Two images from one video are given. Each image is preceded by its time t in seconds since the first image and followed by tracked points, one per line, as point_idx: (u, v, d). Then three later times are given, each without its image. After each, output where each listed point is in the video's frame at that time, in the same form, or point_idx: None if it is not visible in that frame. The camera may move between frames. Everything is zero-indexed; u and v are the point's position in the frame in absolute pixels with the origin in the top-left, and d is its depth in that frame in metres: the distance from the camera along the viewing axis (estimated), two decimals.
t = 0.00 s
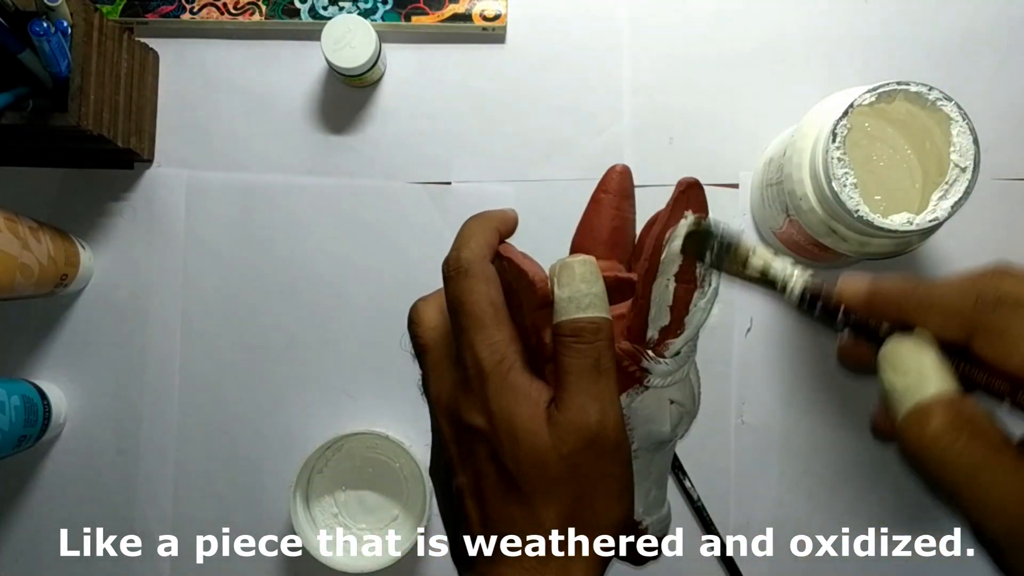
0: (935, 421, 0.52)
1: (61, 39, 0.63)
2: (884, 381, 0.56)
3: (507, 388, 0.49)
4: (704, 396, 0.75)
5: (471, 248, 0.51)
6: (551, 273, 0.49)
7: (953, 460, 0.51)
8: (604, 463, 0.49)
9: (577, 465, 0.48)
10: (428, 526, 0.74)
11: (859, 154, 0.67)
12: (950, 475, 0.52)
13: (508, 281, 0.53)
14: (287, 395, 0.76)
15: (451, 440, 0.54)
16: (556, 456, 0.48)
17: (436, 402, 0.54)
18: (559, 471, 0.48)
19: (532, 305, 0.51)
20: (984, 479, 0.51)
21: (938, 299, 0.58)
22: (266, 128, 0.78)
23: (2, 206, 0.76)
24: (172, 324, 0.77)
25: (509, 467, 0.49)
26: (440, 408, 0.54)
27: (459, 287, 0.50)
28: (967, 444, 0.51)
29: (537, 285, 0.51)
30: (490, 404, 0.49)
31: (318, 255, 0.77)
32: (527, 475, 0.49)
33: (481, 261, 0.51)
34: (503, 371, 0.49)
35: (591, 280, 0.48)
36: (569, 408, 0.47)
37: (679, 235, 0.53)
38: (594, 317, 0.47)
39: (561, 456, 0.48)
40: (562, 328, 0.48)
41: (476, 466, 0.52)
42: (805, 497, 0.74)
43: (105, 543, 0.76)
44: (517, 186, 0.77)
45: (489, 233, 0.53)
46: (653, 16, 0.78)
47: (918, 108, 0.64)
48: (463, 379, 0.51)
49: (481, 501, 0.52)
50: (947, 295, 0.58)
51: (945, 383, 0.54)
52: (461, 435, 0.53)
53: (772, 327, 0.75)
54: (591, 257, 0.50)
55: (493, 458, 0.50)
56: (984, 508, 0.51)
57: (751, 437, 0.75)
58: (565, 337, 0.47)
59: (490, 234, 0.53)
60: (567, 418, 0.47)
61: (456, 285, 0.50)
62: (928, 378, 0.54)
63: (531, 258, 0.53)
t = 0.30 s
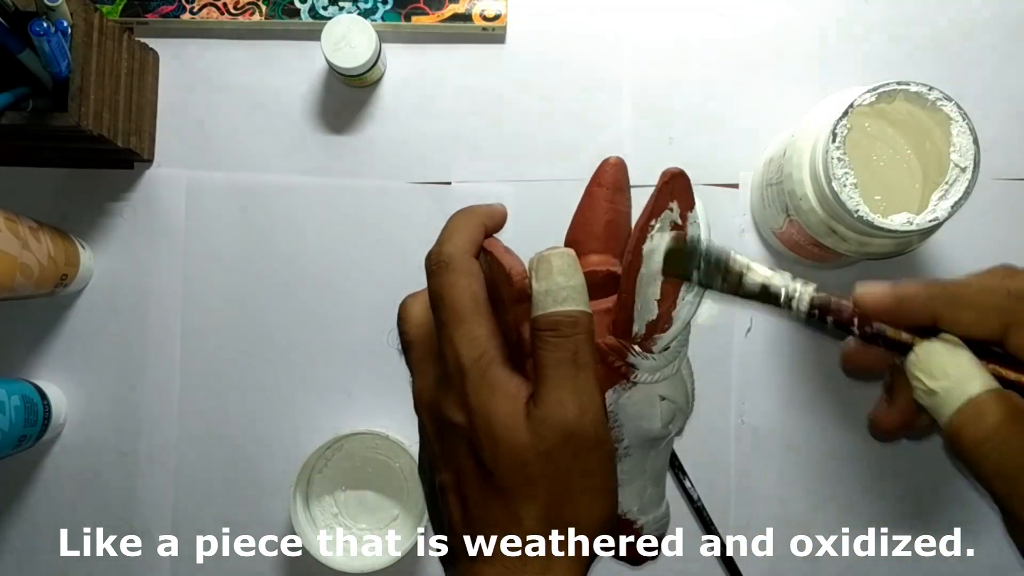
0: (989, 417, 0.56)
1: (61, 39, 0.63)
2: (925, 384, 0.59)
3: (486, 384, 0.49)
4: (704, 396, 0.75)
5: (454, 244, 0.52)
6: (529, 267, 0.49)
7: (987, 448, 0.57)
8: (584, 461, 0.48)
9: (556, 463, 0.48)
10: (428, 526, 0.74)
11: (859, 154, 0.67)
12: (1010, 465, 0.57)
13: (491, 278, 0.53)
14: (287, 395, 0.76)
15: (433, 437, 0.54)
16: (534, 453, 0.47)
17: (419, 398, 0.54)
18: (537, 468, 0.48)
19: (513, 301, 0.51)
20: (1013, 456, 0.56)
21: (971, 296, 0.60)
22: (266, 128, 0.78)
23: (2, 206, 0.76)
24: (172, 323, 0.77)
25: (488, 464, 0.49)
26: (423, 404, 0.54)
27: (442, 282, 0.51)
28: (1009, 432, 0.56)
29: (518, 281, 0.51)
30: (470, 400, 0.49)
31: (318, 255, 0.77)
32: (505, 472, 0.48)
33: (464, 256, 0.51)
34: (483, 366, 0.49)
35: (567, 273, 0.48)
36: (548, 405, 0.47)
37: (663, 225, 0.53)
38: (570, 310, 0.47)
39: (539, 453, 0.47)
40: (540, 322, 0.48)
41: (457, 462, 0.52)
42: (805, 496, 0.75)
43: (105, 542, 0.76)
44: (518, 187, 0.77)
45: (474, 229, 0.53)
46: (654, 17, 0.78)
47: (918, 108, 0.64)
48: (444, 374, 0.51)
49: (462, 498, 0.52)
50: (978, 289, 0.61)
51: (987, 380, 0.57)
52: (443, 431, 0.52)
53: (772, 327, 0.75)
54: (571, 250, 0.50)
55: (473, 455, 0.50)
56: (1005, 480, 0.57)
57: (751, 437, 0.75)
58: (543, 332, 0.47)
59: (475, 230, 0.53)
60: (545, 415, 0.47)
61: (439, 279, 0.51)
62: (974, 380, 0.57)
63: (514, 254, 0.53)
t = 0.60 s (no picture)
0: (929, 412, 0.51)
1: (61, 39, 0.63)
2: (889, 381, 0.53)
3: (487, 379, 0.49)
4: (704, 396, 0.75)
5: (456, 242, 0.52)
6: (532, 264, 0.49)
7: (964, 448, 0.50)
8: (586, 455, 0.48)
9: (557, 457, 0.48)
10: (428, 526, 0.74)
11: (859, 154, 0.67)
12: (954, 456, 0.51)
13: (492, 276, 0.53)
14: (288, 395, 0.76)
15: (433, 433, 0.54)
16: (536, 446, 0.47)
17: (419, 395, 0.54)
18: (538, 462, 0.48)
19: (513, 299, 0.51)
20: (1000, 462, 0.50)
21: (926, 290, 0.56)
22: (266, 128, 0.78)
23: (3, 206, 0.76)
24: (173, 323, 0.77)
25: (489, 458, 0.49)
26: (423, 402, 0.54)
27: (442, 279, 0.51)
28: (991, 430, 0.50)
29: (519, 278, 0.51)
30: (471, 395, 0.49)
31: (319, 255, 0.77)
32: (507, 465, 0.48)
33: (465, 254, 0.52)
34: (484, 362, 0.49)
35: (571, 270, 0.48)
36: (549, 399, 0.47)
37: (660, 227, 0.54)
38: (575, 306, 0.48)
39: (541, 447, 0.47)
40: (542, 319, 0.48)
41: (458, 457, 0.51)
42: (805, 496, 0.74)
43: (105, 543, 0.76)
44: (518, 187, 0.77)
45: (474, 229, 0.53)
46: (654, 17, 0.78)
47: (918, 108, 0.64)
48: (444, 371, 0.51)
49: (463, 493, 0.51)
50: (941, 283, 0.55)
51: (951, 374, 0.52)
52: (444, 427, 0.52)
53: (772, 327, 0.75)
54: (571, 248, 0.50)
55: (474, 450, 0.50)
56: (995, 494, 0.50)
57: (751, 437, 0.75)
58: (545, 328, 0.47)
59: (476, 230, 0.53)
60: (546, 408, 0.47)
61: (440, 277, 0.51)
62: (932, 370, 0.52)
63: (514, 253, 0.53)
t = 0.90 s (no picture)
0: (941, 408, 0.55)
1: (61, 39, 0.63)
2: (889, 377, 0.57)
3: (475, 365, 0.49)
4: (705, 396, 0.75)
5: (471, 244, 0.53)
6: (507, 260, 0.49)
7: (1002, 473, 0.53)
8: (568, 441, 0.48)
9: (540, 442, 0.47)
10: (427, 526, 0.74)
11: (859, 154, 0.67)
12: (957, 460, 0.54)
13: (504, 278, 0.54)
14: (287, 395, 0.76)
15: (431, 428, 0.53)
16: (515, 431, 0.47)
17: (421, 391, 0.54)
18: (520, 447, 0.47)
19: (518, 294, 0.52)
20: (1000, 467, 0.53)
21: (931, 287, 0.58)
22: (266, 128, 0.78)
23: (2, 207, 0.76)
24: (173, 323, 0.77)
25: (474, 445, 0.48)
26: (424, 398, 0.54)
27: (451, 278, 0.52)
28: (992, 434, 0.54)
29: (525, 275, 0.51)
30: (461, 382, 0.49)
31: (319, 255, 0.77)
32: (490, 451, 0.48)
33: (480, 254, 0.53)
34: (475, 352, 0.49)
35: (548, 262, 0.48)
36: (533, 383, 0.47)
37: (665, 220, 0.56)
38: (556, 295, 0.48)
39: (522, 432, 0.47)
40: (521, 307, 0.48)
41: (449, 448, 0.51)
42: (806, 497, 0.74)
43: (105, 543, 0.76)
44: (518, 186, 0.77)
45: (497, 236, 0.54)
46: (654, 16, 0.78)
47: (918, 108, 0.64)
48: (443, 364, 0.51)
49: (454, 484, 0.51)
50: (955, 278, 0.57)
51: (951, 376, 0.56)
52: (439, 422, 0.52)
53: (772, 327, 0.75)
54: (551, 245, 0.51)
55: (462, 439, 0.50)
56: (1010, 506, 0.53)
57: (751, 437, 0.75)
58: (526, 317, 0.48)
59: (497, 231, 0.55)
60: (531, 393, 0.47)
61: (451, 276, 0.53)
62: (932, 369, 0.55)
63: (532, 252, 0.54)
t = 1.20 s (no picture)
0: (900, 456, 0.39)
1: (61, 39, 0.63)
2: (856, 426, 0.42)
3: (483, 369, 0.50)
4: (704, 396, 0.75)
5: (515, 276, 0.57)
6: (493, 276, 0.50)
7: (976, 512, 0.38)
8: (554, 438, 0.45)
9: (527, 439, 0.45)
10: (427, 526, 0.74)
11: (859, 155, 0.67)
12: (926, 512, 0.39)
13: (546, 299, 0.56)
14: (287, 395, 0.76)
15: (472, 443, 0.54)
16: (506, 428, 0.46)
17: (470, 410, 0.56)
18: (510, 445, 0.46)
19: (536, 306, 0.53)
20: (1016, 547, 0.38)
21: (879, 331, 0.43)
22: (266, 128, 0.78)
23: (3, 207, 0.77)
24: (173, 323, 0.77)
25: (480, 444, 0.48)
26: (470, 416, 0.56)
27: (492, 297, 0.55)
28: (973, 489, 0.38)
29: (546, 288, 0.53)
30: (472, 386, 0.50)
31: (319, 254, 0.77)
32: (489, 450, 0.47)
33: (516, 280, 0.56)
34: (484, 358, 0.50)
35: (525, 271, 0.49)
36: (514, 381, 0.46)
37: (676, 230, 0.45)
38: (519, 301, 0.47)
39: (511, 429, 0.46)
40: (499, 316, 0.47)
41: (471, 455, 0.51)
42: (806, 496, 0.74)
43: (105, 543, 0.76)
44: (518, 186, 0.77)
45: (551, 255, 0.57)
46: (654, 17, 0.78)
47: (918, 108, 0.64)
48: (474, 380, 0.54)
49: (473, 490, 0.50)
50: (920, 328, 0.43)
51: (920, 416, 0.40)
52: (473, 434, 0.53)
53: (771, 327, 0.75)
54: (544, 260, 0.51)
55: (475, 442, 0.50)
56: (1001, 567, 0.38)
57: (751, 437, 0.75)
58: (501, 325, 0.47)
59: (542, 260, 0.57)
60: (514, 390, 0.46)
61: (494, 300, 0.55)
62: (903, 410, 0.40)
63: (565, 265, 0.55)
